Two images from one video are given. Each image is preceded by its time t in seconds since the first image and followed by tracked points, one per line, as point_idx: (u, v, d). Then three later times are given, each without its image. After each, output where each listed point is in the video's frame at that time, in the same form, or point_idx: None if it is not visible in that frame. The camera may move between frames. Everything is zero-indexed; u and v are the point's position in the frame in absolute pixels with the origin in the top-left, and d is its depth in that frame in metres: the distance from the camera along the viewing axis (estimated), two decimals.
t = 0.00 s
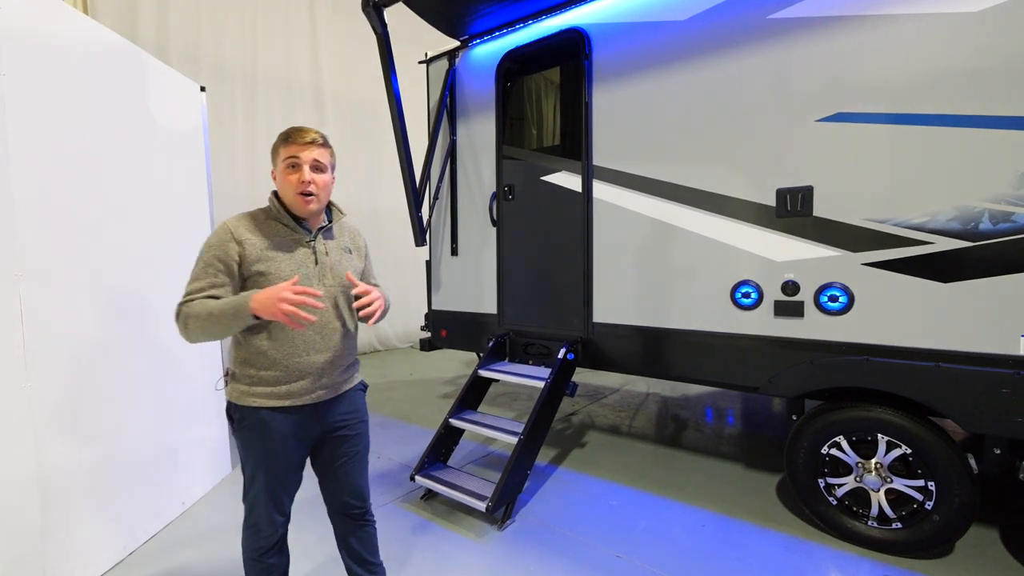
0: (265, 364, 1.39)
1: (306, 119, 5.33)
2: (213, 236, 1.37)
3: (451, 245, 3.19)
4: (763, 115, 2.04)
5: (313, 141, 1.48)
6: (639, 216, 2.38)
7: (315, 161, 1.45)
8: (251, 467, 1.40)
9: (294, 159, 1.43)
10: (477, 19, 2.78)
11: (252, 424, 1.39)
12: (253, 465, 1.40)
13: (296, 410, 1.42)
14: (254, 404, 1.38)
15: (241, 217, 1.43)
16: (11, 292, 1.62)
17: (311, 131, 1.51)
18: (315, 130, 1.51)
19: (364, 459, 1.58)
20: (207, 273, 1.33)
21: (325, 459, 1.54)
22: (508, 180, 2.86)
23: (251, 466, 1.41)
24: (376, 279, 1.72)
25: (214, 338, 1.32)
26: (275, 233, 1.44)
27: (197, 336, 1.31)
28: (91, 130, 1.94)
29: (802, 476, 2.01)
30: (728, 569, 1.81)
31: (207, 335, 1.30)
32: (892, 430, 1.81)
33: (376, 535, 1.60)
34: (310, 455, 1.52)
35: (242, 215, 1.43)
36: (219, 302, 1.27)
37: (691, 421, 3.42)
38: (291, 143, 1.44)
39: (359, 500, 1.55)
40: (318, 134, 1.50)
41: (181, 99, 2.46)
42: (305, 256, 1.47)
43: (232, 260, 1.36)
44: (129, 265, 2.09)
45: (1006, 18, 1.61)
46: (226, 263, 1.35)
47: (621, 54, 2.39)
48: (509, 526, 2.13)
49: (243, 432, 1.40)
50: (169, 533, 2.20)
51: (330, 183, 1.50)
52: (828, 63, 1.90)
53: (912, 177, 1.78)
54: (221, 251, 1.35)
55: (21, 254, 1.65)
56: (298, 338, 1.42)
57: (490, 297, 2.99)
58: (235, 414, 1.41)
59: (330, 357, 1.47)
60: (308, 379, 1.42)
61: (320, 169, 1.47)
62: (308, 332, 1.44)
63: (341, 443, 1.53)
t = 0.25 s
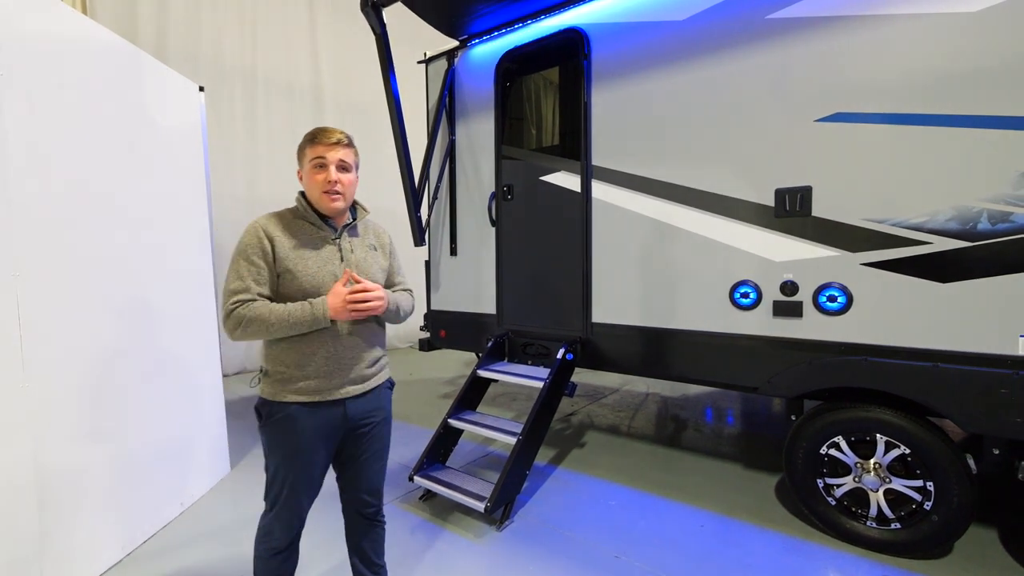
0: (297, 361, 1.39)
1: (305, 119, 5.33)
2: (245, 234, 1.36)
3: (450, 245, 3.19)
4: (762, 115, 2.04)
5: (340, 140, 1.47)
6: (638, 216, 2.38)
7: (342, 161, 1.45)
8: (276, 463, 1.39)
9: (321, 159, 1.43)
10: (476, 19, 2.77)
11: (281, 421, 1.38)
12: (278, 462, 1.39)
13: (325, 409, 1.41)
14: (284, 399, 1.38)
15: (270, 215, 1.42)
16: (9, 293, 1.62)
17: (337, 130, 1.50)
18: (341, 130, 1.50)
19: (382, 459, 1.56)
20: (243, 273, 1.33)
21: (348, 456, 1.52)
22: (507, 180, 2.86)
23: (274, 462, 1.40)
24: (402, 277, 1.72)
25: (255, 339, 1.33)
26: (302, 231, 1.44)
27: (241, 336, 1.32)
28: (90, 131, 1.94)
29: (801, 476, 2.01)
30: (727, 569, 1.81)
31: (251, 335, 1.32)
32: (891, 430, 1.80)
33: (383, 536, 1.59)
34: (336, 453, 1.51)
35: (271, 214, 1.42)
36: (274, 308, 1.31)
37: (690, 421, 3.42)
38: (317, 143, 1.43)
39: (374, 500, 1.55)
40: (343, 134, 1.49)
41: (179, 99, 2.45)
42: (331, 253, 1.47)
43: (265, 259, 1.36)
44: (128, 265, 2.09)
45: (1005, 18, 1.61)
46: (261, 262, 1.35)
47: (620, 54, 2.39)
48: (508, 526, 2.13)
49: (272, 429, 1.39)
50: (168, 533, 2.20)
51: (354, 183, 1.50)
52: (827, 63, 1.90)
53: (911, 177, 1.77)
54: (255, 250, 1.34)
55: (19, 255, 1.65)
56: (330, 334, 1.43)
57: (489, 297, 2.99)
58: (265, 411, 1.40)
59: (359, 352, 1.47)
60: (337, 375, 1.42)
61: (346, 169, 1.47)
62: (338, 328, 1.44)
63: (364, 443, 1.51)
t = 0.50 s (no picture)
0: (323, 358, 1.38)
1: (305, 119, 5.32)
2: (273, 235, 1.35)
3: (450, 245, 3.19)
4: (762, 114, 2.04)
5: (366, 140, 1.47)
6: (637, 216, 2.37)
7: (372, 160, 1.45)
8: (301, 462, 1.37)
9: (352, 159, 1.41)
10: (476, 19, 2.77)
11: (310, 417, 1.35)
12: (300, 460, 1.37)
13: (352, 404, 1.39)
14: (309, 396, 1.36)
15: (296, 215, 1.41)
16: (8, 292, 1.61)
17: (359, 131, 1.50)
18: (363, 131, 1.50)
19: (398, 456, 1.56)
20: (271, 272, 1.32)
21: (366, 453, 1.51)
22: (507, 180, 2.85)
23: (297, 461, 1.37)
24: (421, 278, 1.71)
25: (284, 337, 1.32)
26: (329, 232, 1.42)
27: (271, 335, 1.32)
28: (89, 131, 1.93)
29: (800, 476, 2.01)
30: (727, 570, 1.81)
31: (280, 334, 1.31)
32: (890, 430, 1.80)
33: (389, 536, 1.59)
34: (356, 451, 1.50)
35: (297, 215, 1.40)
36: (305, 306, 1.31)
37: (690, 421, 3.42)
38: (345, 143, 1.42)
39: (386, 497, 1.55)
40: (366, 133, 1.48)
41: (178, 99, 2.45)
42: (357, 255, 1.46)
43: (293, 260, 1.35)
44: (127, 265, 2.09)
45: (1004, 17, 1.61)
46: (288, 262, 1.34)
47: (620, 54, 2.39)
48: (506, 527, 2.13)
49: (299, 426, 1.37)
50: (167, 533, 2.20)
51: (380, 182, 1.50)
52: (826, 62, 1.90)
53: (911, 177, 1.77)
54: (282, 250, 1.33)
55: (18, 254, 1.64)
56: (355, 332, 1.41)
57: (488, 297, 2.98)
58: (292, 408, 1.38)
59: (383, 350, 1.46)
60: (363, 371, 1.41)
61: (374, 168, 1.46)
62: (364, 327, 1.42)
63: (384, 439, 1.51)
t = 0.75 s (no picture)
0: (351, 356, 1.34)
1: (304, 119, 5.33)
2: (300, 230, 1.29)
3: (449, 245, 3.19)
4: (761, 114, 2.04)
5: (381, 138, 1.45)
6: (637, 216, 2.37)
7: (391, 159, 1.43)
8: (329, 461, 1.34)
9: (374, 158, 1.39)
10: (475, 19, 2.77)
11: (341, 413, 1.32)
12: (329, 461, 1.32)
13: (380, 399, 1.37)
14: (340, 393, 1.32)
15: (319, 211, 1.36)
16: (6, 292, 1.61)
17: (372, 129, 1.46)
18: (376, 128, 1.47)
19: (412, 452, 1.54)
20: (303, 268, 1.27)
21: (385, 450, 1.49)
22: (506, 180, 2.85)
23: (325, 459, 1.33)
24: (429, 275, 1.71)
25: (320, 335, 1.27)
26: (353, 230, 1.39)
27: (306, 332, 1.26)
28: (88, 131, 1.93)
29: (800, 476, 2.01)
30: (727, 570, 1.81)
31: (318, 331, 1.25)
32: (890, 431, 1.80)
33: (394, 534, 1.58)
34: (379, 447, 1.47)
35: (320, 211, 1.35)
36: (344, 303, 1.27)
37: (690, 421, 3.42)
38: (366, 142, 1.39)
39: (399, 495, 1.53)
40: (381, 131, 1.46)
41: (178, 99, 2.45)
42: (379, 253, 1.44)
43: (323, 255, 1.30)
44: (126, 265, 2.09)
45: (1004, 17, 1.61)
46: (320, 257, 1.29)
47: (619, 53, 2.39)
48: (505, 527, 2.12)
49: (329, 427, 1.33)
50: (166, 533, 2.20)
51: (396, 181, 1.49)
52: (826, 62, 1.90)
53: (911, 177, 1.77)
54: (314, 245, 1.28)
55: (17, 255, 1.64)
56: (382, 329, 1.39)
57: (488, 297, 2.98)
58: (321, 409, 1.34)
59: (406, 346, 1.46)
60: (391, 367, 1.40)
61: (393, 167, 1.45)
62: (389, 323, 1.41)
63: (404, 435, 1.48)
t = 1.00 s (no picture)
0: (377, 354, 1.33)
1: (304, 119, 5.33)
2: (323, 228, 1.25)
3: (449, 245, 3.19)
4: (760, 114, 2.04)
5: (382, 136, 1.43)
6: (636, 216, 2.37)
7: (394, 157, 1.42)
8: (354, 462, 1.33)
9: (380, 158, 1.37)
10: (475, 19, 2.76)
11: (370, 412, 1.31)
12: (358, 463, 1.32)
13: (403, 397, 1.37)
14: (368, 394, 1.30)
15: (334, 210, 1.32)
16: (6, 292, 1.61)
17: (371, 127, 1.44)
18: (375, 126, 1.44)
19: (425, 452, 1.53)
20: (336, 264, 1.23)
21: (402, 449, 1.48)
22: (506, 180, 2.85)
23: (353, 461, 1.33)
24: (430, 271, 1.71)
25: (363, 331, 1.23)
26: (366, 228, 1.36)
27: (351, 328, 1.21)
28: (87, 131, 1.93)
29: (799, 477, 2.01)
30: (727, 571, 1.81)
31: (363, 326, 1.22)
32: (889, 431, 1.80)
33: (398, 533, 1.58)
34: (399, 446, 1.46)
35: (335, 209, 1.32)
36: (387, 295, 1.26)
37: (690, 421, 3.42)
38: (370, 141, 1.36)
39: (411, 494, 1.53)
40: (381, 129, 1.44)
41: (177, 99, 2.45)
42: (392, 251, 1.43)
43: (350, 253, 1.27)
44: (126, 266, 2.09)
45: (1003, 18, 1.61)
46: (349, 254, 1.26)
47: (618, 53, 2.39)
48: (504, 527, 2.12)
49: (357, 428, 1.31)
50: (166, 533, 2.21)
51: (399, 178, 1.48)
52: (825, 62, 1.90)
53: (910, 177, 1.77)
54: (342, 241, 1.25)
55: (17, 255, 1.65)
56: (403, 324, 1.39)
57: (488, 297, 2.98)
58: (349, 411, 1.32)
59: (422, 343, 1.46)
60: (413, 364, 1.40)
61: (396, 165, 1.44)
62: (408, 320, 1.41)
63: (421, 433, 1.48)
